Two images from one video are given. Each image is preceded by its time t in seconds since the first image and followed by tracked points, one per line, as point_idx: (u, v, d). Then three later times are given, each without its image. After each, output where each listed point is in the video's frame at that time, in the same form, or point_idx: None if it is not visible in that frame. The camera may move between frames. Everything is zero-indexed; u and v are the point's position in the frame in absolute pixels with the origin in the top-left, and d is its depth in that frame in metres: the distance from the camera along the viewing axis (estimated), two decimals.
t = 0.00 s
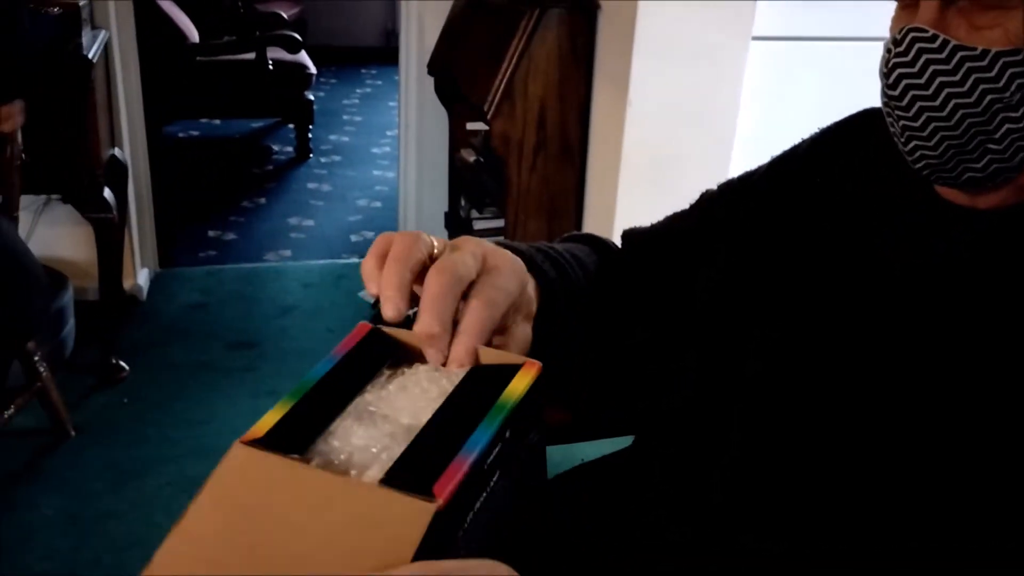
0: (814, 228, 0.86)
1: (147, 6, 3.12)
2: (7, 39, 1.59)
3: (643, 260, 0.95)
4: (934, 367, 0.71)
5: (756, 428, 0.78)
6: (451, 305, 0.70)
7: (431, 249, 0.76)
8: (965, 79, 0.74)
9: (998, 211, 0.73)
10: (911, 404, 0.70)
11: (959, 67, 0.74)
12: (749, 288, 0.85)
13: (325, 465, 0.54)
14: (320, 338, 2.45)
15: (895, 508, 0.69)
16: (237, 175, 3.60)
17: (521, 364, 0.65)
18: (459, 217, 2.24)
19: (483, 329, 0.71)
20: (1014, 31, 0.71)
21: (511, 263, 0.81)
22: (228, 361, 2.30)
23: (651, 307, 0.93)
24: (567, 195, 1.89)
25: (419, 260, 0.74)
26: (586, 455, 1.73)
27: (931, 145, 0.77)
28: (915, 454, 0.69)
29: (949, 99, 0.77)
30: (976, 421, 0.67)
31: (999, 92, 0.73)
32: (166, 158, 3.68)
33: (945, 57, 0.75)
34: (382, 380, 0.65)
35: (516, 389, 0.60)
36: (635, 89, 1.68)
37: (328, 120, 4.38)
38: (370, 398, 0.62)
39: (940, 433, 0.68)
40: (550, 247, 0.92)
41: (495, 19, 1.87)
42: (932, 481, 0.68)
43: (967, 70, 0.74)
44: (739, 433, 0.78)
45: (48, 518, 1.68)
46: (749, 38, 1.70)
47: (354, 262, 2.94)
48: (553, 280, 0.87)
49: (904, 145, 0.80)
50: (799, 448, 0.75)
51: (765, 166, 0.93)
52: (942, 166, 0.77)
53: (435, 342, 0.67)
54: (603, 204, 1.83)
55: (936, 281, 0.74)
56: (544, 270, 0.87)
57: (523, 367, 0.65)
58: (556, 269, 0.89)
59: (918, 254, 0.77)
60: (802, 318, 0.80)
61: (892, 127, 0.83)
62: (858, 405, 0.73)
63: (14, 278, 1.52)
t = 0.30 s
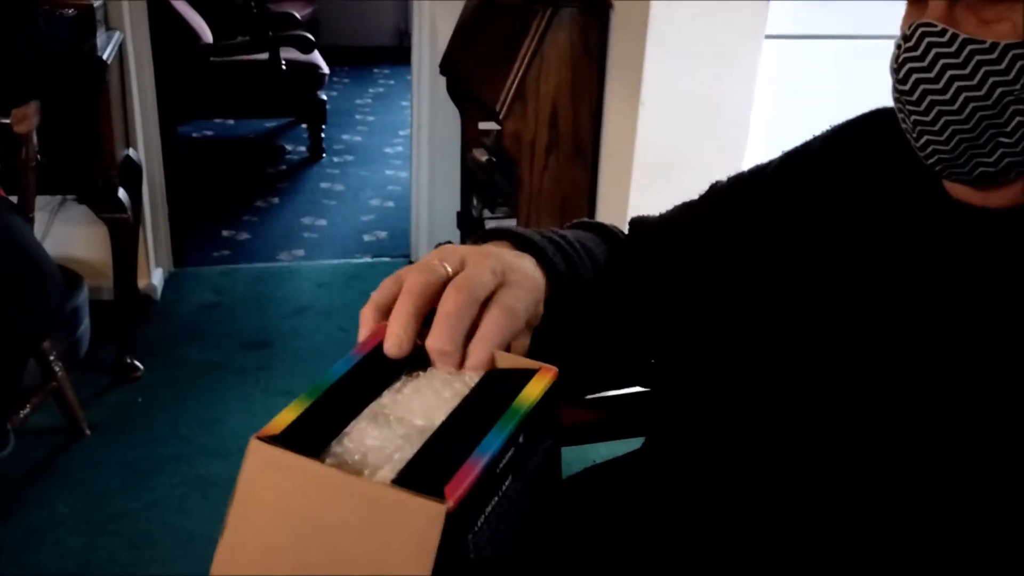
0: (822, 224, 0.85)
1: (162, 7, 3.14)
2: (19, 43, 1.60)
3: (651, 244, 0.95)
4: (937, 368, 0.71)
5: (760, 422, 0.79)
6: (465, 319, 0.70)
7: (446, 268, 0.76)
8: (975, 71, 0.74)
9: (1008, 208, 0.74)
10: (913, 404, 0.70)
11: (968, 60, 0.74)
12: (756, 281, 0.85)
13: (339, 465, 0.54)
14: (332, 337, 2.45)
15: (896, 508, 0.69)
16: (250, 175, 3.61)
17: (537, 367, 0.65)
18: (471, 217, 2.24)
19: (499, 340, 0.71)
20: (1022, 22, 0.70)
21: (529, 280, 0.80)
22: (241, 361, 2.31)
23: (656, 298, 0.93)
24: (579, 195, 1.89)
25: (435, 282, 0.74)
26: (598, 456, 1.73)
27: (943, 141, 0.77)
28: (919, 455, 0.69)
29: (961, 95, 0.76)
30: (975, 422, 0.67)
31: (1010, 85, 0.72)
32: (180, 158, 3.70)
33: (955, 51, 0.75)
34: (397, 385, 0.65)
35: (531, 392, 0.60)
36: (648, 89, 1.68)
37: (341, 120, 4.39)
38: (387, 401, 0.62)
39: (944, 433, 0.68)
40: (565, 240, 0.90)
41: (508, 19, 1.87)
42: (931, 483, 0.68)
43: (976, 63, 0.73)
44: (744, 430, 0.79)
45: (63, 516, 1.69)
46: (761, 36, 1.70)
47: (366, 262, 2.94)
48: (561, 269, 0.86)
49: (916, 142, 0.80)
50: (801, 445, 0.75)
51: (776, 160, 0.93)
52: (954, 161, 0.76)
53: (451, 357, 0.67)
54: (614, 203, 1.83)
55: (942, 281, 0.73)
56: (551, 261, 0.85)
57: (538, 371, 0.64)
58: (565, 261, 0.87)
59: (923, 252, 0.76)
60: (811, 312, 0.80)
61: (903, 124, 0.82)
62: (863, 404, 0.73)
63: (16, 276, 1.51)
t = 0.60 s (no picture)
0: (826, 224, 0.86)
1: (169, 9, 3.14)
2: (25, 44, 1.61)
3: (656, 235, 0.94)
4: (933, 363, 0.72)
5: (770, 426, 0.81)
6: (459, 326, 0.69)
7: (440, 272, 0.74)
8: (971, 68, 0.72)
9: (1011, 208, 0.73)
10: (910, 399, 0.72)
11: (964, 57, 0.72)
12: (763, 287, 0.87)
13: (347, 476, 0.53)
14: (339, 338, 2.46)
15: (895, 505, 0.70)
16: (258, 176, 3.62)
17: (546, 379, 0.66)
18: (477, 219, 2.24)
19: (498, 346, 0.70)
20: (1017, 19, 0.69)
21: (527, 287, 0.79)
22: (249, 361, 2.32)
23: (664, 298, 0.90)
24: (585, 197, 1.89)
25: (429, 287, 0.72)
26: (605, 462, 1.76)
27: (942, 140, 0.76)
28: (915, 447, 0.70)
29: (955, 88, 0.74)
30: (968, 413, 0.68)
31: (1006, 82, 0.70)
32: (187, 159, 3.71)
33: (951, 48, 0.73)
34: (404, 393, 0.64)
35: (539, 403, 0.61)
36: (654, 90, 1.69)
37: (347, 121, 4.40)
38: (393, 411, 0.61)
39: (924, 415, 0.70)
40: (567, 235, 0.88)
41: (513, 19, 1.87)
42: (927, 478, 0.69)
43: (972, 59, 0.72)
44: (744, 430, 0.83)
45: (71, 518, 1.70)
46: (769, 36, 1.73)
47: (373, 263, 2.95)
48: (559, 264, 0.84)
49: (916, 142, 0.79)
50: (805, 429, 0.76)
51: (782, 156, 0.93)
52: (953, 159, 0.75)
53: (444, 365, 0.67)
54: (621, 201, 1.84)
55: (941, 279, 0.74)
56: (552, 261, 0.84)
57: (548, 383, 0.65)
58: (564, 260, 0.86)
59: (924, 252, 0.76)
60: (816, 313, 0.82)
61: (906, 124, 0.81)
62: (864, 403, 0.75)
63: (16, 277, 1.50)
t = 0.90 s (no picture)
0: (836, 213, 0.84)
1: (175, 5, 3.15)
2: (29, 41, 1.61)
3: (668, 206, 0.93)
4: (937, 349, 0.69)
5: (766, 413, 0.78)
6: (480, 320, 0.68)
7: (467, 256, 0.71)
8: (981, 61, 0.67)
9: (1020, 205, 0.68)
10: (912, 387, 0.69)
11: (975, 50, 0.67)
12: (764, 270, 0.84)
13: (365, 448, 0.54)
14: (345, 335, 2.46)
15: (891, 505, 0.67)
16: (264, 172, 3.62)
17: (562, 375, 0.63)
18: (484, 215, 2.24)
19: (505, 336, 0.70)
20: None
21: (548, 274, 0.75)
22: (255, 357, 2.32)
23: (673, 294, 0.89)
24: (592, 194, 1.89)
25: (452, 275, 0.70)
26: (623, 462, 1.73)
27: (952, 134, 0.72)
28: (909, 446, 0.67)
29: (965, 81, 0.69)
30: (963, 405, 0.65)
31: (1018, 74, 0.66)
32: (193, 155, 3.72)
33: (963, 42, 0.68)
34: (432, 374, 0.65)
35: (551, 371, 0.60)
36: (660, 88, 1.68)
37: (353, 117, 4.40)
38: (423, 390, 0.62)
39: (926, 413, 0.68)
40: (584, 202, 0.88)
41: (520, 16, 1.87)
42: (926, 476, 0.66)
43: (983, 52, 0.67)
44: (744, 430, 0.79)
45: (81, 514, 1.70)
46: (776, 34, 1.73)
47: (379, 259, 2.95)
48: (576, 232, 0.84)
49: (928, 139, 0.75)
50: (810, 429, 0.74)
51: (793, 146, 0.91)
52: (964, 154, 0.70)
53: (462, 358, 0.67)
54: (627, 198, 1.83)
55: (952, 269, 0.71)
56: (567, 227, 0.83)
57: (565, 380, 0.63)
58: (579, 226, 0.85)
59: (935, 241, 0.74)
60: (823, 300, 0.79)
61: (918, 121, 0.77)
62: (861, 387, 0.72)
63: (16, 276, 1.49)
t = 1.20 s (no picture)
0: (835, 222, 0.84)
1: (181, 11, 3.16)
2: (30, 42, 1.61)
3: (677, 216, 0.90)
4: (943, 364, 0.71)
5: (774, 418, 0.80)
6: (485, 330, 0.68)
7: (463, 274, 0.70)
8: (984, 79, 0.68)
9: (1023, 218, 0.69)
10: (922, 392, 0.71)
11: (977, 67, 0.68)
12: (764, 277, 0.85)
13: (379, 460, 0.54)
14: (353, 340, 2.47)
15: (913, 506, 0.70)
16: (270, 177, 3.64)
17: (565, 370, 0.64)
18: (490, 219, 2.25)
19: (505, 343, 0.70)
20: None
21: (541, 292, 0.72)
22: (265, 363, 2.33)
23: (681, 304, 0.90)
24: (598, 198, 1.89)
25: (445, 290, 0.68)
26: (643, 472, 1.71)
27: (954, 148, 0.72)
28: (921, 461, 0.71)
29: (968, 99, 0.70)
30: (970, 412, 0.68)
31: (1020, 91, 0.66)
32: (200, 160, 3.73)
33: (965, 59, 0.68)
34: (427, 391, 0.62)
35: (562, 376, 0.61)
36: (667, 92, 1.69)
37: (359, 121, 4.42)
38: (417, 404, 0.59)
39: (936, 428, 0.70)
40: (597, 211, 0.85)
41: (524, 21, 1.87)
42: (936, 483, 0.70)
43: (985, 70, 0.67)
44: (744, 430, 0.81)
45: (94, 520, 1.72)
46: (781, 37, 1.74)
47: (386, 263, 2.96)
48: (588, 243, 0.81)
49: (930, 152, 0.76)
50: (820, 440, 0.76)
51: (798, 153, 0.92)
52: (966, 168, 0.71)
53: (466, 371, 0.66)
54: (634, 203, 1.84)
55: (954, 279, 0.72)
56: (576, 238, 0.80)
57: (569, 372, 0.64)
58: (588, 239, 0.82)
59: (935, 253, 0.75)
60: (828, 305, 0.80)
61: (919, 133, 0.78)
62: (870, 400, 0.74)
63: (16, 277, 1.51)
